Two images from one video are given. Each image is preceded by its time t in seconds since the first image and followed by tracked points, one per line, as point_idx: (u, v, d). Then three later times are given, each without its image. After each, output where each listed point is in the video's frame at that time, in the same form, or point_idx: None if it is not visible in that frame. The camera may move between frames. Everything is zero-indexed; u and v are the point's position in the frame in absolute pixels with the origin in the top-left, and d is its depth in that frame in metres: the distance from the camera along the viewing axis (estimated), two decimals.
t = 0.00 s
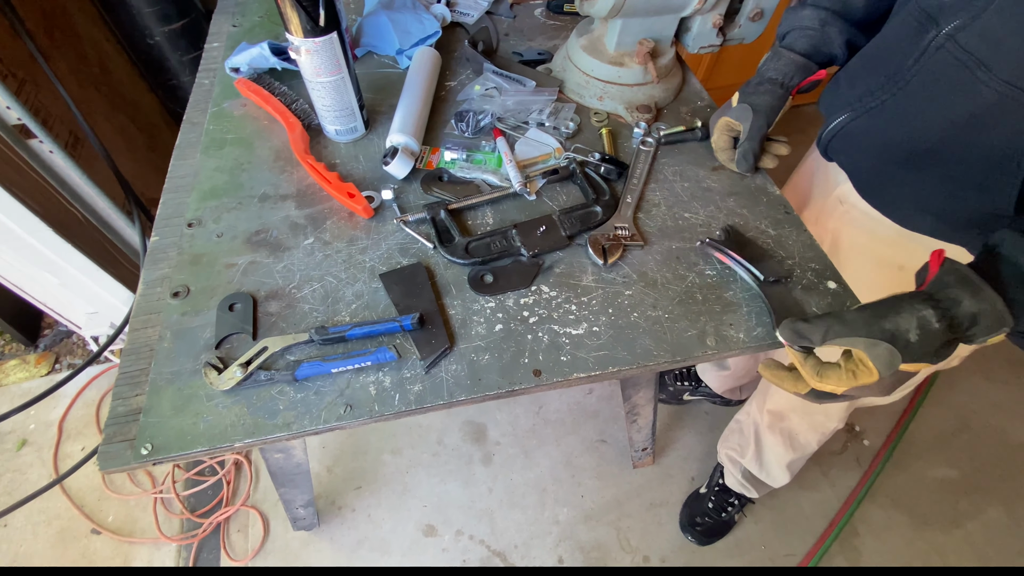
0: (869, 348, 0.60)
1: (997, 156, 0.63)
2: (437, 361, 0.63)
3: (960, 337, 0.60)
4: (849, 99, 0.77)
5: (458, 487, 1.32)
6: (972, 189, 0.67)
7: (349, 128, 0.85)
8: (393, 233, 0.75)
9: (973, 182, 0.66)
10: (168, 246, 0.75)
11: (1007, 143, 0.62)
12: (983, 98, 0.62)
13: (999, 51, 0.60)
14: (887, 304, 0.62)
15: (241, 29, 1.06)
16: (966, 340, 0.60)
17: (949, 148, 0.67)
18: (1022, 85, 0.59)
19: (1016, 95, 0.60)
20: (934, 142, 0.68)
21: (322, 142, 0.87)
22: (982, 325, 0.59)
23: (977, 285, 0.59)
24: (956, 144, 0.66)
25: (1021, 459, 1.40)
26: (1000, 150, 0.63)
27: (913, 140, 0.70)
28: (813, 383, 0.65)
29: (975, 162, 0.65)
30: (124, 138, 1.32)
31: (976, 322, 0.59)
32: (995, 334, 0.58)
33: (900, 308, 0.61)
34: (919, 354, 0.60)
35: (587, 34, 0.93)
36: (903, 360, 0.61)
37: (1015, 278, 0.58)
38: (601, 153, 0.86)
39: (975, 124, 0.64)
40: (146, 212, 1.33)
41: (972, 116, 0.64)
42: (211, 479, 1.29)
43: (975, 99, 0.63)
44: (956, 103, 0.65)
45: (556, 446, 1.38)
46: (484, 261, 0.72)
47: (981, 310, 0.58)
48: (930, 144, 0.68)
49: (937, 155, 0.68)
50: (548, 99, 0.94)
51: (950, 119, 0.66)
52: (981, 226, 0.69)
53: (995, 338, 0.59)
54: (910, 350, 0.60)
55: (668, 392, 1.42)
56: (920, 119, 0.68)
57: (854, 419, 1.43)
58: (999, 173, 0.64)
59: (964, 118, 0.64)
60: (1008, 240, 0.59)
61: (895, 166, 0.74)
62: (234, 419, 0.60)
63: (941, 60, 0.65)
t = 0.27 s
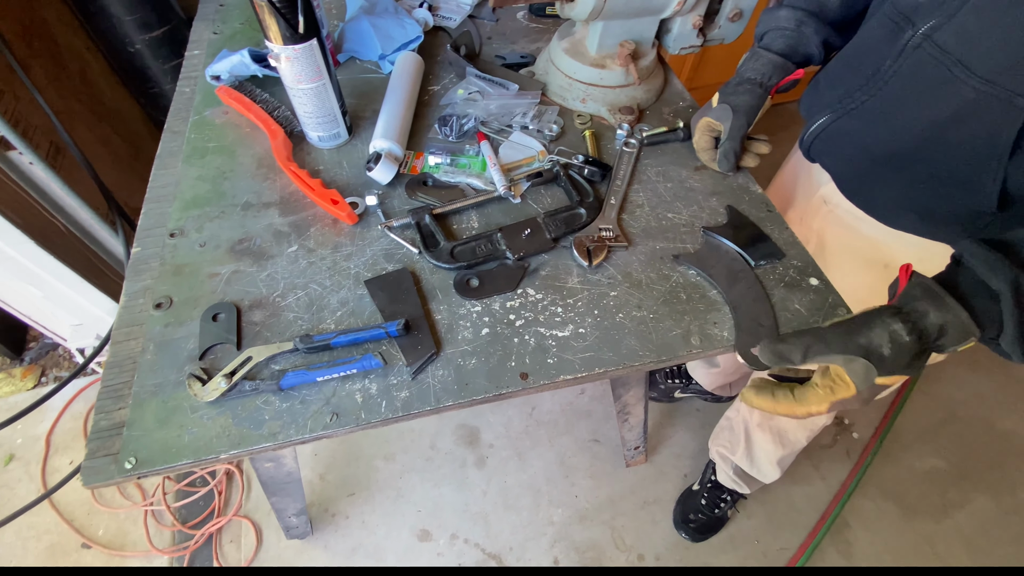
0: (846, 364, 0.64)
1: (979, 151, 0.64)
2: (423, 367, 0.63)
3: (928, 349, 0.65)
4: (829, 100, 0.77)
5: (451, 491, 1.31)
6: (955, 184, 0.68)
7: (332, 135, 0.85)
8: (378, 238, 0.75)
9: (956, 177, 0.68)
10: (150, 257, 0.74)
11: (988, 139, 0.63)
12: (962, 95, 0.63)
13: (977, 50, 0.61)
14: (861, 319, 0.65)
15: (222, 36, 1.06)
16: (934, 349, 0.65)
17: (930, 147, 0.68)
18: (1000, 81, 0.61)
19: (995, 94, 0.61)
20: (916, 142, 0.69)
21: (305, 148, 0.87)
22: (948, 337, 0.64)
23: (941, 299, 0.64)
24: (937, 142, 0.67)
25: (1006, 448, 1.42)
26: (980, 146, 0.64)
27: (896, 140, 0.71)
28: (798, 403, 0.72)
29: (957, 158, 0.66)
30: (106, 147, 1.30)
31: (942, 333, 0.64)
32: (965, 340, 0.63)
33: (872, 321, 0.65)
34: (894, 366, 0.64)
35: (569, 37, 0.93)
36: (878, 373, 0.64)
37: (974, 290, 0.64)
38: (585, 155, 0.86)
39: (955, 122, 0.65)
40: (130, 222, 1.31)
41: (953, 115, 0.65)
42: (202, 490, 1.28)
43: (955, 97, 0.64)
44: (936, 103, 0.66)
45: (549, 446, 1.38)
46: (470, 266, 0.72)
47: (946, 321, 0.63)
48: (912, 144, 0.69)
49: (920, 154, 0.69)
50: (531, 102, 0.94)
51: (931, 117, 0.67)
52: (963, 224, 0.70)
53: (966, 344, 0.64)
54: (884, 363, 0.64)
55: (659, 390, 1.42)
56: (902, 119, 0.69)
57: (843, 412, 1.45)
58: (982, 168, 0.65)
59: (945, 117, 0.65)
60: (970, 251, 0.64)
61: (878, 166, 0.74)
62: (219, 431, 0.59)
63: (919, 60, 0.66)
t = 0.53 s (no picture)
0: (863, 382, 0.65)
1: (953, 146, 0.64)
2: (409, 371, 0.63)
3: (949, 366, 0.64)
4: (809, 98, 0.78)
5: (445, 494, 1.31)
6: (932, 179, 0.68)
7: (314, 139, 0.84)
8: (362, 243, 0.75)
9: (932, 172, 0.68)
10: (130, 266, 0.73)
11: (961, 134, 0.63)
12: (936, 91, 0.64)
13: (949, 45, 0.62)
14: (879, 336, 0.66)
15: (201, 42, 1.05)
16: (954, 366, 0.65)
17: (904, 143, 0.68)
18: (973, 77, 0.61)
19: (967, 89, 0.61)
20: (890, 137, 0.69)
21: (287, 154, 0.86)
22: (968, 356, 0.63)
23: (958, 310, 0.62)
24: (912, 137, 0.67)
25: (992, 436, 1.44)
26: (953, 141, 0.64)
27: (871, 136, 0.71)
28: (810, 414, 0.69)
29: (932, 154, 0.66)
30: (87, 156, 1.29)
31: (962, 352, 0.63)
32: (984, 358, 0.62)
33: (891, 339, 0.65)
34: (912, 383, 0.64)
35: (550, 38, 0.93)
36: (895, 391, 0.65)
37: (990, 299, 0.62)
38: (568, 156, 0.86)
39: (928, 118, 0.65)
40: (112, 230, 1.29)
41: (926, 110, 0.65)
42: (193, 500, 1.26)
43: (929, 93, 0.64)
44: (910, 99, 0.66)
45: (542, 447, 1.38)
46: (454, 268, 0.72)
47: (966, 341, 0.62)
48: (887, 140, 0.69)
49: (895, 150, 0.69)
50: (513, 103, 0.94)
51: (907, 113, 0.67)
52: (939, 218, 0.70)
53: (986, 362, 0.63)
54: (903, 382, 0.64)
55: (650, 387, 1.43)
56: (877, 115, 0.69)
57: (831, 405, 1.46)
58: (957, 164, 0.65)
59: (918, 112, 0.66)
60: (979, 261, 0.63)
61: (854, 162, 0.74)
62: (202, 441, 0.59)
63: (894, 57, 0.67)
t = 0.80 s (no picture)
0: (802, 337, 0.64)
1: (940, 138, 0.65)
2: (396, 373, 0.63)
3: (892, 334, 0.65)
4: (795, 94, 0.78)
5: (439, 495, 1.30)
6: (920, 171, 0.69)
7: (297, 142, 0.84)
8: (347, 245, 0.74)
9: (921, 164, 0.68)
10: (112, 273, 0.72)
11: (948, 127, 0.64)
12: (922, 84, 0.64)
13: (933, 39, 0.62)
14: (823, 296, 0.66)
15: (183, 45, 1.04)
16: (899, 335, 0.65)
17: (892, 136, 0.68)
18: (958, 69, 0.61)
19: (952, 82, 0.62)
20: (879, 131, 0.69)
21: (270, 157, 0.86)
22: (911, 321, 0.64)
23: (902, 274, 0.65)
24: (900, 131, 0.68)
25: (980, 424, 1.46)
26: (940, 133, 0.64)
27: (860, 130, 0.71)
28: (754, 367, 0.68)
29: (920, 146, 0.67)
30: (69, 162, 1.27)
31: (906, 317, 0.64)
32: (927, 326, 0.63)
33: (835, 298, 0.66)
34: (850, 343, 0.64)
35: (534, 37, 0.93)
36: (832, 349, 0.65)
37: (945, 274, 0.64)
38: (554, 154, 0.86)
39: (916, 111, 0.65)
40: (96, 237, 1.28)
41: (913, 103, 0.65)
42: (184, 508, 1.25)
43: (915, 87, 0.64)
44: (897, 93, 0.66)
45: (536, 446, 1.38)
46: (441, 268, 0.71)
47: (910, 303, 0.64)
48: (875, 134, 0.70)
49: (884, 143, 0.70)
50: (498, 102, 0.94)
51: (893, 107, 0.67)
52: (928, 207, 0.72)
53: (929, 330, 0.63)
54: (840, 340, 0.64)
55: (642, 384, 1.43)
56: (865, 109, 0.70)
57: (822, 397, 1.47)
58: (945, 154, 0.65)
59: (905, 106, 0.66)
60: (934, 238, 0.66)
61: (844, 156, 0.75)
62: (188, 448, 0.58)
63: (878, 51, 0.66)
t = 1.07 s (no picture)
0: (830, 349, 0.65)
1: (929, 131, 0.65)
2: (386, 374, 0.63)
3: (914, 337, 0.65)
4: (786, 88, 0.78)
5: (435, 496, 1.30)
6: (908, 165, 0.69)
7: (285, 144, 0.83)
8: (336, 247, 0.74)
9: (909, 158, 0.69)
10: (99, 278, 0.72)
11: (937, 119, 0.64)
12: (911, 77, 0.64)
13: (922, 31, 0.63)
14: (851, 308, 0.65)
15: (168, 48, 1.03)
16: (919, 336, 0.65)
17: (881, 129, 0.69)
18: (946, 61, 0.62)
19: (941, 74, 0.62)
20: (868, 124, 0.70)
21: (258, 159, 0.85)
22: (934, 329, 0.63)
23: (935, 284, 0.62)
24: (889, 124, 0.68)
25: (970, 415, 1.47)
26: (929, 127, 0.65)
27: (850, 123, 0.71)
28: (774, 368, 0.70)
29: (908, 140, 0.67)
30: (56, 168, 1.26)
31: (930, 325, 0.63)
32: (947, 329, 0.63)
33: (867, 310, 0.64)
34: (876, 353, 0.65)
35: (521, 37, 0.93)
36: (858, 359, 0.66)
37: (967, 274, 0.61)
38: (542, 153, 0.86)
39: (904, 104, 0.66)
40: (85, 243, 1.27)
41: (902, 96, 0.66)
42: (178, 514, 1.24)
43: (904, 79, 0.65)
44: (887, 85, 0.67)
45: (531, 444, 1.38)
46: (431, 269, 0.71)
47: (937, 316, 0.62)
48: (865, 127, 0.70)
49: (873, 137, 0.70)
50: (486, 102, 0.94)
51: (882, 100, 0.68)
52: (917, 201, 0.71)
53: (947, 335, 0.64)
54: (867, 352, 0.64)
55: (636, 380, 1.43)
56: (855, 103, 0.70)
57: (814, 391, 1.48)
58: (933, 148, 0.66)
59: (894, 99, 0.66)
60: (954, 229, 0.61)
61: (834, 150, 0.75)
62: (178, 452, 0.58)
63: (868, 44, 0.67)
